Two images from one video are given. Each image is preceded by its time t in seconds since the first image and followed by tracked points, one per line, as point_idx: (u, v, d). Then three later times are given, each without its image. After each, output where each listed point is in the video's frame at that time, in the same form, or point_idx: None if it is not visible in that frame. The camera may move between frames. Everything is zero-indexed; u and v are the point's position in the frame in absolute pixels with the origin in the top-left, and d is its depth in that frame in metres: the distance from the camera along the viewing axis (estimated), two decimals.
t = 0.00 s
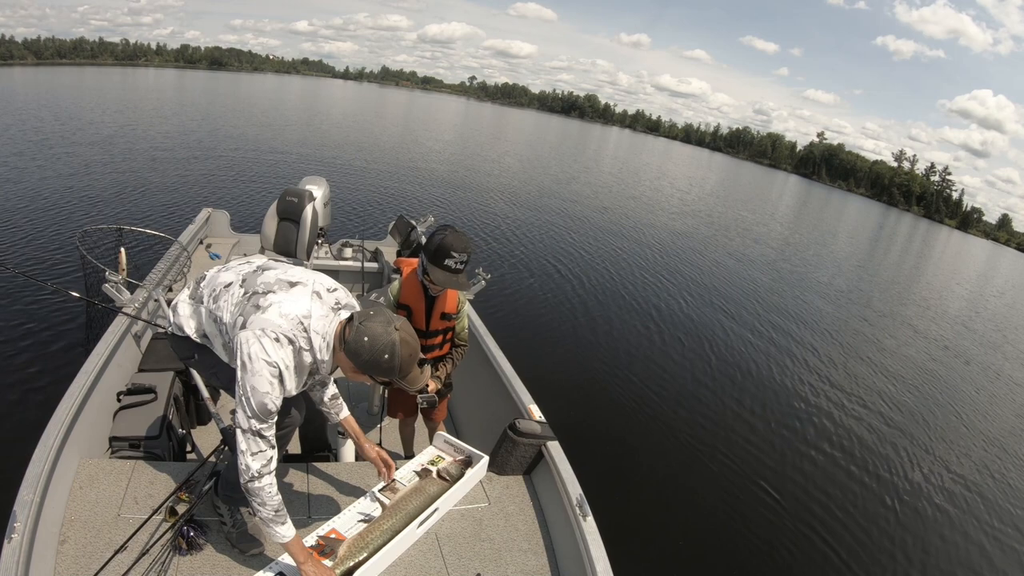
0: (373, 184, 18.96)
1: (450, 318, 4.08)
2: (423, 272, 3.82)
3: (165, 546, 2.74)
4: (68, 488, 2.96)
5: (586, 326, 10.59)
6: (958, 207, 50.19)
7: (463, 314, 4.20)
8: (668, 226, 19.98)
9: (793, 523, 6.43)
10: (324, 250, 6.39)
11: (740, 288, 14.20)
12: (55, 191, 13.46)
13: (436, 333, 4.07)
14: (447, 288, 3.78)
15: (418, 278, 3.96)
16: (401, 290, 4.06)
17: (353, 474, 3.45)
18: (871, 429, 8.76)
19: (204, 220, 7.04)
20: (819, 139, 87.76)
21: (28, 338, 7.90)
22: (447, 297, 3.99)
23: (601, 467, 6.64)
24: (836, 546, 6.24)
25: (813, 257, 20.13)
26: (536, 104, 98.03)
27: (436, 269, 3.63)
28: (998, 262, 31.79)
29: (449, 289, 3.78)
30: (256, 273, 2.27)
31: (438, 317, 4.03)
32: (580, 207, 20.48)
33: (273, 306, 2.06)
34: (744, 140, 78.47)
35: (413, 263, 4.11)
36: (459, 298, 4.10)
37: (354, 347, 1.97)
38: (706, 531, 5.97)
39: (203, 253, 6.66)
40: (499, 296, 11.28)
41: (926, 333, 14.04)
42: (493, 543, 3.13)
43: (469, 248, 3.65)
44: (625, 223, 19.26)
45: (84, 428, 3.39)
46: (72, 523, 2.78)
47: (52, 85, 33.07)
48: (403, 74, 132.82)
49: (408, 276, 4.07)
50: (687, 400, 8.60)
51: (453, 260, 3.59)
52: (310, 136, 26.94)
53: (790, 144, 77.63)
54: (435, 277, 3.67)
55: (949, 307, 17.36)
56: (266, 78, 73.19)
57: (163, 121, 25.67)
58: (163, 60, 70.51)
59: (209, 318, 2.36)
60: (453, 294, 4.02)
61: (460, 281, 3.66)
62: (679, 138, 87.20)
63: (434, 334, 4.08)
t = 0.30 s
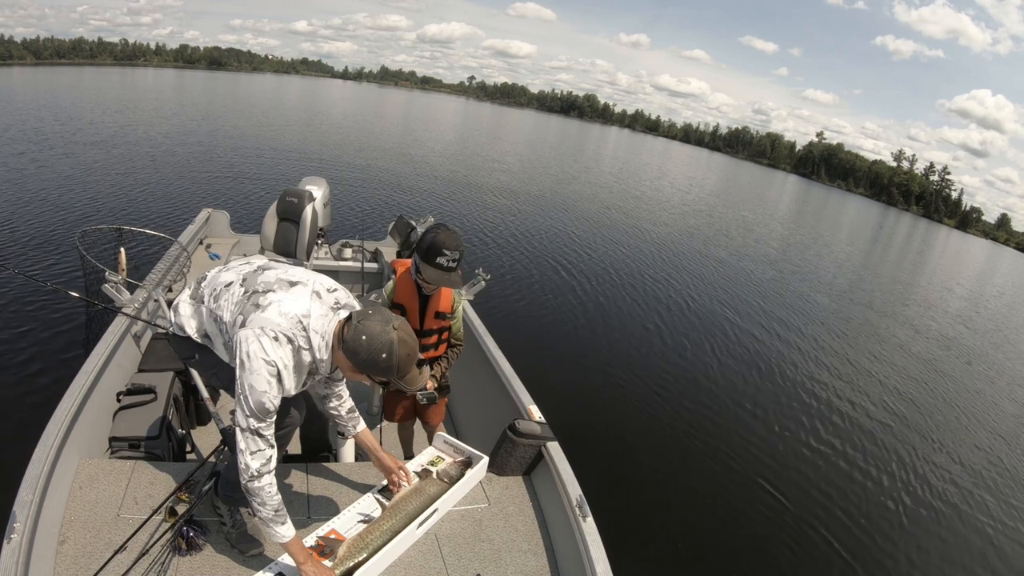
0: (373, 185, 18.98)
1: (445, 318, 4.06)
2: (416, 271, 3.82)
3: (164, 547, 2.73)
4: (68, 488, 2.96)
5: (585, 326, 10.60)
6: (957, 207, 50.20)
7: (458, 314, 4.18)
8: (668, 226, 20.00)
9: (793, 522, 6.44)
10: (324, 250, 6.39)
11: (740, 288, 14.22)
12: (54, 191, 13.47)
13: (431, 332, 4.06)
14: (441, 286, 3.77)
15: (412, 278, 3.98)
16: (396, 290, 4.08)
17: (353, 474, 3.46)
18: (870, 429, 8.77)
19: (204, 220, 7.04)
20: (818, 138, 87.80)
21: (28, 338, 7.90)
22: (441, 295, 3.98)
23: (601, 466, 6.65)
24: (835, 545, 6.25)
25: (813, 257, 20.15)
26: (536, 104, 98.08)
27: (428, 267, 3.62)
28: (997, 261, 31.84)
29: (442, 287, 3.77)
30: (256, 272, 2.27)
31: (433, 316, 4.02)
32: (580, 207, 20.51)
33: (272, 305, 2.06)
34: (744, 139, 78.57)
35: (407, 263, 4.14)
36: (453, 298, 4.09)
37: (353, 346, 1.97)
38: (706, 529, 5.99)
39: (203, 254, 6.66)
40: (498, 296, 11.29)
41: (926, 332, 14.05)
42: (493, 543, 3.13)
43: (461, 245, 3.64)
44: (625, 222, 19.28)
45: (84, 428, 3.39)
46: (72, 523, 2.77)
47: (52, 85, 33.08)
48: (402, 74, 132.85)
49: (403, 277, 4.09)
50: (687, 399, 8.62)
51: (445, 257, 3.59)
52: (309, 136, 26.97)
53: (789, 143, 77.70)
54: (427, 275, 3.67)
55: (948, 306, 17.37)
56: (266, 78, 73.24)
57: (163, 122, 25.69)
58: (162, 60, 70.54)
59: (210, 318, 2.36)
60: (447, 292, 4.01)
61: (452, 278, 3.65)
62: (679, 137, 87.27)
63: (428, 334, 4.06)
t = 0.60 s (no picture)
0: (373, 185, 18.99)
1: (444, 317, 4.06)
2: (415, 271, 3.83)
3: (164, 547, 2.74)
4: (68, 488, 2.96)
5: (585, 325, 10.61)
6: (956, 206, 50.24)
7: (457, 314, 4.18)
8: (668, 225, 20.02)
9: (793, 522, 6.45)
10: (324, 250, 6.40)
11: (739, 288, 14.22)
12: (54, 191, 13.47)
13: (430, 332, 4.06)
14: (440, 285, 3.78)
15: (412, 277, 3.99)
16: (396, 291, 4.11)
17: (353, 474, 3.46)
18: (870, 428, 8.79)
19: (204, 221, 7.04)
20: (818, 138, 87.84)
21: (28, 338, 7.90)
22: (440, 294, 3.98)
23: (601, 465, 6.67)
24: (834, 543, 6.27)
25: (812, 256, 20.17)
26: (535, 104, 98.08)
27: (426, 266, 3.63)
28: (997, 261, 31.85)
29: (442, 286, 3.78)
30: (251, 275, 2.27)
31: (432, 316, 4.02)
32: (579, 207, 20.53)
33: (269, 307, 2.06)
34: (742, 139, 78.68)
35: (406, 263, 4.16)
36: (453, 297, 4.09)
37: (353, 343, 1.97)
38: (706, 529, 6.00)
39: (203, 254, 6.66)
40: (498, 296, 11.31)
41: (925, 332, 14.06)
42: (493, 543, 3.14)
43: (459, 245, 3.65)
44: (625, 222, 19.29)
45: (84, 428, 3.39)
46: (72, 523, 2.78)
47: (50, 85, 33.05)
48: (401, 74, 132.80)
49: (402, 277, 4.12)
50: (687, 399, 8.63)
51: (443, 256, 3.60)
52: (308, 136, 26.96)
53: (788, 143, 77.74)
54: (425, 275, 3.67)
55: (948, 306, 17.39)
56: (265, 78, 73.21)
57: (162, 122, 25.69)
58: (161, 60, 70.49)
59: (206, 324, 2.36)
60: (446, 292, 4.01)
61: (451, 278, 3.66)
62: (678, 137, 87.33)
63: (428, 333, 4.07)
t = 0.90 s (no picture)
0: (372, 184, 18.98)
1: (447, 319, 4.07)
2: (421, 272, 3.82)
3: (164, 546, 2.74)
4: (68, 488, 2.95)
5: (585, 325, 10.61)
6: (955, 206, 50.28)
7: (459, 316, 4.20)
8: (668, 225, 20.02)
9: (794, 521, 6.46)
10: (324, 250, 6.39)
11: (738, 287, 14.21)
12: (54, 191, 13.46)
13: (433, 332, 4.06)
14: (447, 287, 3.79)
15: (416, 277, 3.98)
16: (399, 290, 4.09)
17: (353, 473, 3.45)
18: (869, 427, 8.79)
19: (204, 221, 7.03)
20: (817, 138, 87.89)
21: (28, 338, 7.89)
22: (445, 296, 3.99)
23: (601, 465, 6.67)
24: (835, 542, 6.28)
25: (811, 256, 20.18)
26: (534, 104, 98.07)
27: (434, 268, 3.63)
28: (996, 261, 31.89)
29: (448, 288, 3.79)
30: (242, 283, 2.26)
31: (435, 316, 4.03)
32: (579, 207, 20.54)
33: (265, 311, 2.06)
34: (741, 139, 78.73)
35: (410, 263, 4.14)
36: (456, 299, 4.10)
37: (356, 336, 1.97)
38: (706, 529, 5.99)
39: (203, 254, 6.66)
40: (498, 296, 11.31)
41: (925, 332, 14.06)
42: (493, 543, 3.14)
43: (466, 248, 3.66)
44: (625, 222, 19.28)
45: (84, 428, 3.39)
46: (72, 523, 2.77)
47: (49, 85, 33.01)
48: (400, 74, 132.79)
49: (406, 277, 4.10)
50: (688, 399, 8.62)
51: (451, 259, 3.60)
52: (307, 136, 26.95)
53: (788, 143, 77.77)
54: (433, 277, 3.67)
55: (947, 306, 17.40)
56: (264, 78, 73.15)
57: (162, 121, 25.68)
58: (159, 60, 70.42)
59: (200, 338, 2.36)
60: (450, 293, 4.03)
61: (458, 281, 3.67)
62: (677, 137, 87.39)
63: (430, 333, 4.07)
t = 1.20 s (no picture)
0: (372, 184, 18.97)
1: (442, 313, 4.10)
2: (415, 270, 3.81)
3: (164, 546, 2.74)
4: (69, 488, 2.95)
5: (584, 325, 10.61)
6: (954, 207, 50.32)
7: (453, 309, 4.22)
8: (667, 225, 20.04)
9: (793, 521, 6.46)
10: (324, 250, 6.39)
11: (738, 287, 14.23)
12: (53, 190, 13.45)
13: (429, 328, 4.09)
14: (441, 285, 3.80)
15: (409, 275, 3.97)
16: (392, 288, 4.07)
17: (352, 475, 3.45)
18: (868, 427, 8.80)
19: (204, 220, 7.03)
20: (816, 138, 87.89)
21: (28, 338, 7.88)
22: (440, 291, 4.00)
23: (601, 465, 6.67)
24: (834, 543, 6.28)
25: (810, 256, 20.20)
26: (533, 104, 98.09)
27: (429, 268, 3.63)
28: (995, 261, 31.93)
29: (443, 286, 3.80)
30: (232, 285, 2.27)
31: (431, 312, 4.04)
32: (578, 207, 20.55)
33: (252, 312, 2.06)
34: (740, 139, 78.79)
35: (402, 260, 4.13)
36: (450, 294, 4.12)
37: (340, 337, 1.97)
38: (706, 529, 6.00)
39: (203, 253, 6.65)
40: (498, 296, 11.31)
41: (924, 332, 14.07)
42: (493, 542, 3.14)
43: (460, 246, 3.66)
44: (624, 222, 19.29)
45: (84, 428, 3.39)
46: (73, 523, 2.77)
47: (48, 84, 32.98)
48: (400, 74, 132.74)
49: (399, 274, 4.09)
50: (687, 399, 8.63)
51: (446, 259, 3.60)
52: (307, 136, 26.94)
53: (787, 143, 77.81)
54: (429, 277, 3.68)
55: (946, 306, 17.42)
56: (263, 77, 73.12)
57: (161, 121, 25.66)
58: (158, 60, 70.37)
59: (192, 340, 2.36)
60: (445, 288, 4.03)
61: (453, 280, 3.68)
62: (677, 137, 87.45)
63: (427, 329, 4.10)
